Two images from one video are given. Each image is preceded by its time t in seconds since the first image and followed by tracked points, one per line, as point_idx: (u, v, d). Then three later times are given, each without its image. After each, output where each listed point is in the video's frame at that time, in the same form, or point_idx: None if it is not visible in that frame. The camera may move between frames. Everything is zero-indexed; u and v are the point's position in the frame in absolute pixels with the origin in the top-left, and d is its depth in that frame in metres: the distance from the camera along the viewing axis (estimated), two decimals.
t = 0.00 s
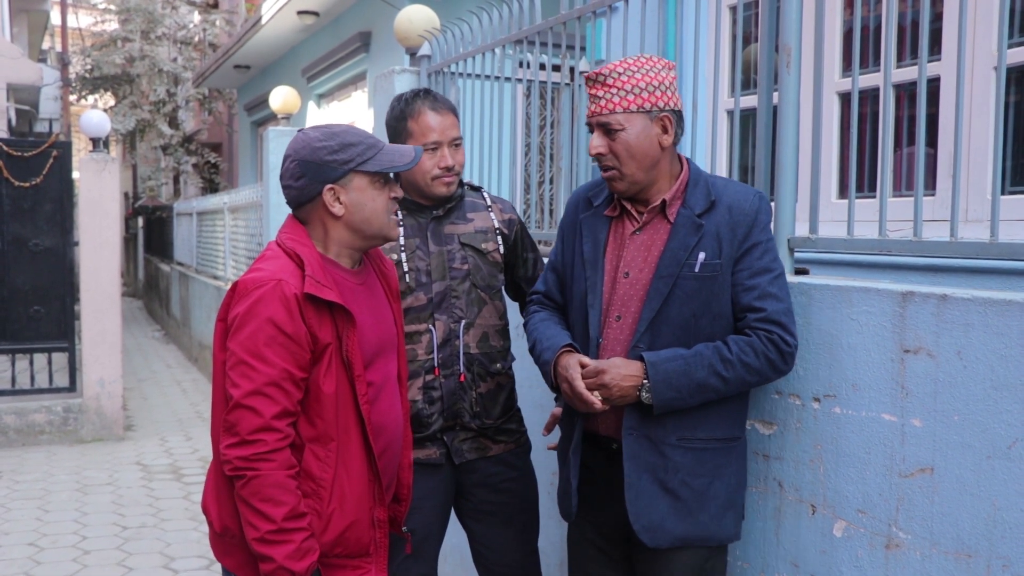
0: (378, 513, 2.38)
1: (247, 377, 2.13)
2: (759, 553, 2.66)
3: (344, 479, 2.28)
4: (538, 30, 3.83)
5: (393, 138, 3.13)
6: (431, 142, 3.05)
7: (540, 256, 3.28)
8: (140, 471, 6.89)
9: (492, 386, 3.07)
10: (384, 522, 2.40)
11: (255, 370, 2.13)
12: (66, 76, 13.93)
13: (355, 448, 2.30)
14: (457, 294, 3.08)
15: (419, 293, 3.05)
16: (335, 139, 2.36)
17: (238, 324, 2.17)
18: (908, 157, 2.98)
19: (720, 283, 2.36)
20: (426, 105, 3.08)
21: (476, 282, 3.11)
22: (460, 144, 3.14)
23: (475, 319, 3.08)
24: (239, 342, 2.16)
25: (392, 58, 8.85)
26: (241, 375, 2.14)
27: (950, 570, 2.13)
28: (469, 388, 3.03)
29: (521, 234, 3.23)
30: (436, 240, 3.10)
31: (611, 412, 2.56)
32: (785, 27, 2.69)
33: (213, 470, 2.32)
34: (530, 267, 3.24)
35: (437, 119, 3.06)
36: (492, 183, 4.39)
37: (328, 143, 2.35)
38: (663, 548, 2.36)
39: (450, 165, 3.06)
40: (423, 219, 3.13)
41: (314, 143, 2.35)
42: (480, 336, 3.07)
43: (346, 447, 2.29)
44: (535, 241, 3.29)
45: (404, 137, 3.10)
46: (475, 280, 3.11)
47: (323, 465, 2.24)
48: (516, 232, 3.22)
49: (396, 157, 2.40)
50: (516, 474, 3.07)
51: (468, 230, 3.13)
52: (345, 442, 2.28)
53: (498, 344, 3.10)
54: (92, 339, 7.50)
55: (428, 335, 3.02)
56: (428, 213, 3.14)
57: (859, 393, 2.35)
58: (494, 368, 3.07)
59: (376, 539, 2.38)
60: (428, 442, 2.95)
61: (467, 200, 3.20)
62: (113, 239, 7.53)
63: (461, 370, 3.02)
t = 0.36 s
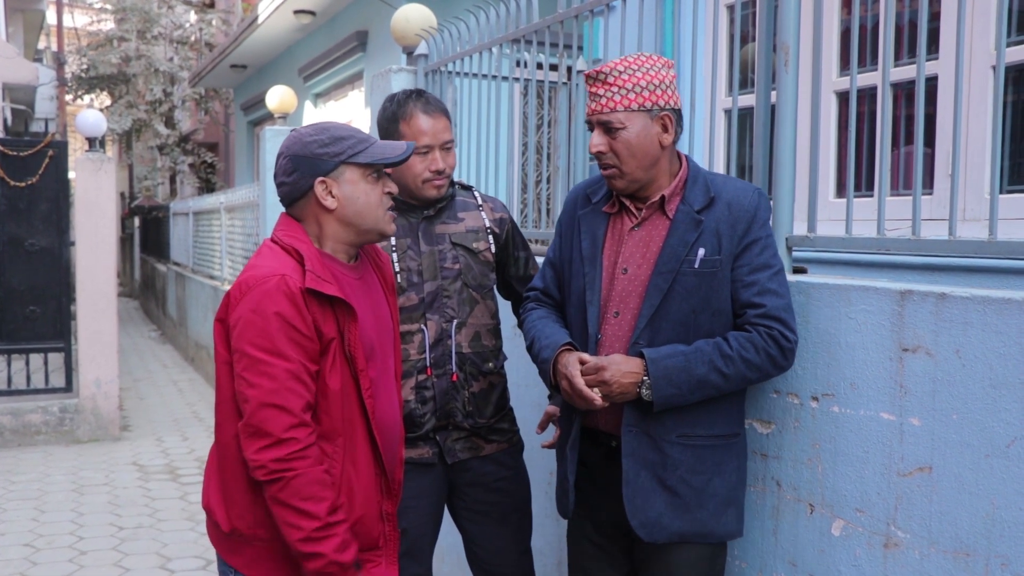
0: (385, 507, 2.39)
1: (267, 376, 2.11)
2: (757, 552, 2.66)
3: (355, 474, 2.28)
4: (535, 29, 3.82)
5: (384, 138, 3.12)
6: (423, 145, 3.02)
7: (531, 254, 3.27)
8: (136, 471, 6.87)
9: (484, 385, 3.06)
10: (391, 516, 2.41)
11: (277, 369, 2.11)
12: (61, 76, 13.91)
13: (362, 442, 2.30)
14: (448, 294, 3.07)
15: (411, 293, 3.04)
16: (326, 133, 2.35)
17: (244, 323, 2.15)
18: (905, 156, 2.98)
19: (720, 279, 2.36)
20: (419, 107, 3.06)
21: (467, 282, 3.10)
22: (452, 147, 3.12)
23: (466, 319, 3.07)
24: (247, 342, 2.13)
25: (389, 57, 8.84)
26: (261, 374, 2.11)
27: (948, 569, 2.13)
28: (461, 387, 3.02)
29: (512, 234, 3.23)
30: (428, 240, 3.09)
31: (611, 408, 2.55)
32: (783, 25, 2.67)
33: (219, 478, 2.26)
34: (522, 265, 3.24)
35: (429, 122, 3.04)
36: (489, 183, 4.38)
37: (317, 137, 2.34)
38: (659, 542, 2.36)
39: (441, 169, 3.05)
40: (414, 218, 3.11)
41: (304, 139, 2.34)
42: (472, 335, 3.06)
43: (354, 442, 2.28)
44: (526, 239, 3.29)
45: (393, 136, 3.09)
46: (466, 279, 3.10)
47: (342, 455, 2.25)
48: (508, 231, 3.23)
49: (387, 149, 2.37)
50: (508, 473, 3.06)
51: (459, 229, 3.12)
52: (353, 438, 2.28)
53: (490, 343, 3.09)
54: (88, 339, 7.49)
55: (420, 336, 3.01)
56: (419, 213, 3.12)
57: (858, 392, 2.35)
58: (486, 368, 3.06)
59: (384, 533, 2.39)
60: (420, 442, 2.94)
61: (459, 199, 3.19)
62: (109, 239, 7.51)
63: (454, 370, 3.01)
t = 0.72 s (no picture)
0: (395, 489, 2.35)
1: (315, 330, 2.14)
2: (751, 553, 2.65)
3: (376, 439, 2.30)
4: (528, 29, 3.81)
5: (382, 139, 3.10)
6: (416, 169, 2.96)
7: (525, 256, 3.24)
8: (128, 471, 6.84)
9: (476, 387, 3.04)
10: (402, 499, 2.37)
11: (329, 322, 2.15)
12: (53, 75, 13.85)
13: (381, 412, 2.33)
14: (441, 296, 3.07)
15: (403, 295, 3.05)
16: (324, 134, 2.34)
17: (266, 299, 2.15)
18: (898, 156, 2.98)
19: (720, 280, 2.35)
20: (421, 130, 2.96)
21: (460, 284, 3.09)
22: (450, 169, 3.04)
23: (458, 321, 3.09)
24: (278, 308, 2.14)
25: (382, 57, 8.82)
26: (309, 328, 2.13)
27: (942, 569, 2.12)
28: (453, 389, 3.00)
29: (506, 235, 3.22)
30: (421, 242, 3.08)
31: (607, 408, 2.56)
32: (777, 26, 2.67)
33: (235, 460, 2.21)
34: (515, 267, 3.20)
35: (428, 148, 2.95)
36: (483, 183, 4.37)
37: (316, 138, 2.33)
38: (651, 545, 2.37)
39: (430, 193, 3.02)
40: (407, 221, 3.10)
41: (303, 139, 2.33)
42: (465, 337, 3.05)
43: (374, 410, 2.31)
44: (520, 240, 3.26)
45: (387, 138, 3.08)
46: (459, 282, 3.09)
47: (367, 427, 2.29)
48: (502, 232, 3.21)
49: (384, 154, 2.35)
50: (502, 473, 3.04)
51: (453, 232, 3.11)
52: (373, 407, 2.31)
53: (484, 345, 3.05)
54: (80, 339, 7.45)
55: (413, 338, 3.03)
56: (413, 217, 3.10)
57: (852, 392, 2.34)
58: (477, 370, 3.03)
59: (393, 517, 2.34)
60: (412, 444, 2.94)
61: (454, 200, 3.17)
62: (101, 238, 7.48)
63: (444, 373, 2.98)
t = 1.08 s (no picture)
0: (395, 497, 2.29)
1: (296, 363, 2.03)
2: (749, 554, 2.65)
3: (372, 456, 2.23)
4: (525, 29, 3.80)
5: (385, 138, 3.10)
6: (424, 146, 3.00)
7: (533, 258, 3.26)
8: (125, 472, 6.83)
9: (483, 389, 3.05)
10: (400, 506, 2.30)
11: (303, 356, 2.04)
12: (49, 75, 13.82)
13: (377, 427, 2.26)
14: (448, 297, 3.05)
15: (410, 296, 3.02)
16: (320, 134, 2.31)
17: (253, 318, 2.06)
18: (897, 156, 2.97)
19: (711, 280, 2.34)
20: (421, 108, 3.04)
21: (467, 286, 3.08)
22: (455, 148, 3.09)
23: (465, 323, 3.05)
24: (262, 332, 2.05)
25: (379, 57, 8.81)
26: (287, 359, 2.03)
27: (942, 571, 2.12)
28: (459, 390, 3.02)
29: (514, 237, 3.21)
30: (429, 243, 3.07)
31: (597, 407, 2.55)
32: (776, 27, 2.67)
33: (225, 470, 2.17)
34: (523, 269, 3.23)
35: (431, 124, 3.02)
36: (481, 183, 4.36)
37: (313, 138, 2.30)
38: (636, 545, 2.37)
39: (442, 172, 3.02)
40: (416, 220, 3.10)
41: (299, 139, 2.30)
42: (470, 339, 3.05)
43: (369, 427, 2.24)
44: (528, 242, 3.28)
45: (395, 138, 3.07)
46: (466, 283, 3.08)
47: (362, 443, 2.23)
48: (510, 234, 3.20)
49: (381, 151, 2.35)
50: (508, 474, 3.04)
51: (461, 232, 3.10)
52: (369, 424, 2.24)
53: (489, 347, 3.10)
54: (77, 339, 7.43)
55: (418, 339, 3.00)
56: (421, 216, 3.10)
57: (851, 393, 2.34)
58: (483, 371, 3.06)
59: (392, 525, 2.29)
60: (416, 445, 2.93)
61: (462, 201, 3.17)
62: (98, 239, 7.46)
63: (451, 374, 3.02)
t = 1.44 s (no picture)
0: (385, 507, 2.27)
1: (262, 380, 1.99)
2: (748, 556, 2.64)
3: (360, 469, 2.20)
4: (526, 30, 3.80)
5: (385, 138, 3.12)
6: (423, 138, 3.04)
7: (535, 258, 3.24)
8: (122, 471, 6.82)
9: (485, 387, 3.03)
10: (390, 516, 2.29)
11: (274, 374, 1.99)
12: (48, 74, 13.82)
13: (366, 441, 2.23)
14: (449, 294, 3.05)
15: (411, 292, 3.03)
16: (324, 148, 2.19)
17: (237, 327, 2.03)
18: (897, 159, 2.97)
19: (713, 283, 2.33)
20: (418, 102, 3.08)
21: (468, 282, 3.07)
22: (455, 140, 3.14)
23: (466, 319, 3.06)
24: (243, 343, 2.02)
25: (378, 57, 8.80)
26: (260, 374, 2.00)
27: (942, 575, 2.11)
28: (460, 388, 3.00)
29: (515, 235, 3.19)
30: (430, 240, 3.07)
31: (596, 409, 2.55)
32: (777, 28, 2.66)
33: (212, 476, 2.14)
34: (525, 268, 3.20)
35: (429, 116, 3.06)
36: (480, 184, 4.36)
37: (314, 151, 2.19)
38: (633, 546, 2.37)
39: (444, 162, 3.05)
40: (417, 218, 3.10)
41: (303, 149, 2.20)
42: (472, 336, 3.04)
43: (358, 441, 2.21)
44: (530, 241, 3.25)
45: (395, 136, 3.10)
46: (467, 280, 3.07)
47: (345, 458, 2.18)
48: (511, 232, 3.18)
49: (381, 177, 2.19)
50: (509, 476, 3.03)
51: (461, 230, 3.09)
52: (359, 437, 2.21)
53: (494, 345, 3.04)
54: (75, 338, 7.43)
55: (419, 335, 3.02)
56: (422, 213, 3.10)
57: (851, 396, 2.34)
58: (486, 369, 3.03)
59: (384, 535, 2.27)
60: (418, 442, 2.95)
61: (462, 200, 3.16)
62: (96, 238, 7.45)
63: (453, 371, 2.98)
